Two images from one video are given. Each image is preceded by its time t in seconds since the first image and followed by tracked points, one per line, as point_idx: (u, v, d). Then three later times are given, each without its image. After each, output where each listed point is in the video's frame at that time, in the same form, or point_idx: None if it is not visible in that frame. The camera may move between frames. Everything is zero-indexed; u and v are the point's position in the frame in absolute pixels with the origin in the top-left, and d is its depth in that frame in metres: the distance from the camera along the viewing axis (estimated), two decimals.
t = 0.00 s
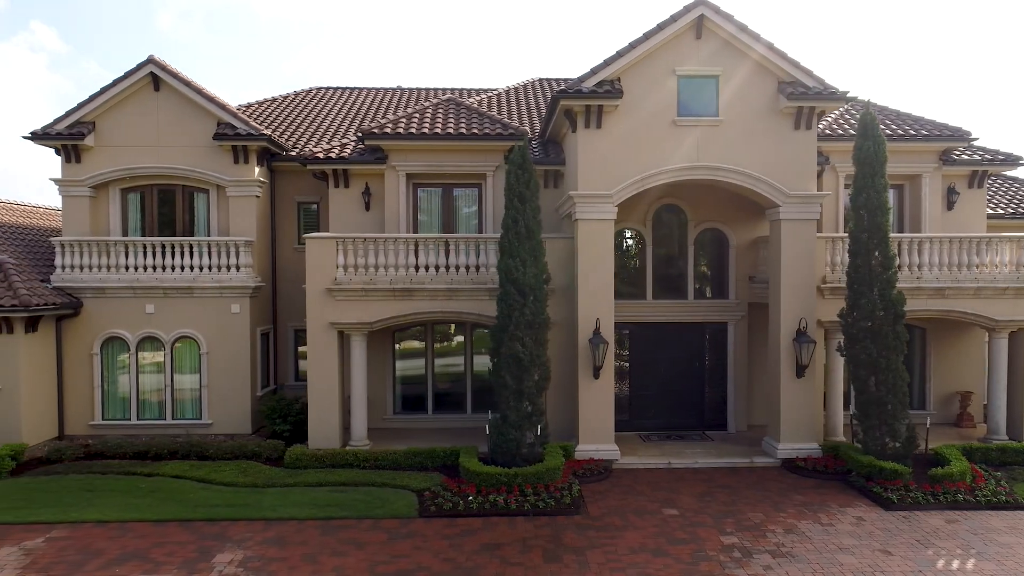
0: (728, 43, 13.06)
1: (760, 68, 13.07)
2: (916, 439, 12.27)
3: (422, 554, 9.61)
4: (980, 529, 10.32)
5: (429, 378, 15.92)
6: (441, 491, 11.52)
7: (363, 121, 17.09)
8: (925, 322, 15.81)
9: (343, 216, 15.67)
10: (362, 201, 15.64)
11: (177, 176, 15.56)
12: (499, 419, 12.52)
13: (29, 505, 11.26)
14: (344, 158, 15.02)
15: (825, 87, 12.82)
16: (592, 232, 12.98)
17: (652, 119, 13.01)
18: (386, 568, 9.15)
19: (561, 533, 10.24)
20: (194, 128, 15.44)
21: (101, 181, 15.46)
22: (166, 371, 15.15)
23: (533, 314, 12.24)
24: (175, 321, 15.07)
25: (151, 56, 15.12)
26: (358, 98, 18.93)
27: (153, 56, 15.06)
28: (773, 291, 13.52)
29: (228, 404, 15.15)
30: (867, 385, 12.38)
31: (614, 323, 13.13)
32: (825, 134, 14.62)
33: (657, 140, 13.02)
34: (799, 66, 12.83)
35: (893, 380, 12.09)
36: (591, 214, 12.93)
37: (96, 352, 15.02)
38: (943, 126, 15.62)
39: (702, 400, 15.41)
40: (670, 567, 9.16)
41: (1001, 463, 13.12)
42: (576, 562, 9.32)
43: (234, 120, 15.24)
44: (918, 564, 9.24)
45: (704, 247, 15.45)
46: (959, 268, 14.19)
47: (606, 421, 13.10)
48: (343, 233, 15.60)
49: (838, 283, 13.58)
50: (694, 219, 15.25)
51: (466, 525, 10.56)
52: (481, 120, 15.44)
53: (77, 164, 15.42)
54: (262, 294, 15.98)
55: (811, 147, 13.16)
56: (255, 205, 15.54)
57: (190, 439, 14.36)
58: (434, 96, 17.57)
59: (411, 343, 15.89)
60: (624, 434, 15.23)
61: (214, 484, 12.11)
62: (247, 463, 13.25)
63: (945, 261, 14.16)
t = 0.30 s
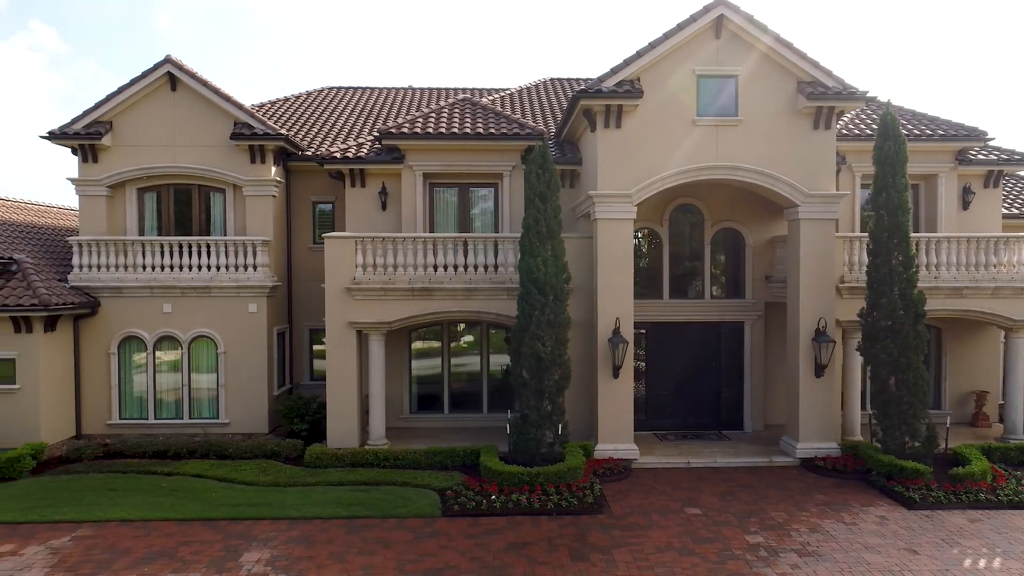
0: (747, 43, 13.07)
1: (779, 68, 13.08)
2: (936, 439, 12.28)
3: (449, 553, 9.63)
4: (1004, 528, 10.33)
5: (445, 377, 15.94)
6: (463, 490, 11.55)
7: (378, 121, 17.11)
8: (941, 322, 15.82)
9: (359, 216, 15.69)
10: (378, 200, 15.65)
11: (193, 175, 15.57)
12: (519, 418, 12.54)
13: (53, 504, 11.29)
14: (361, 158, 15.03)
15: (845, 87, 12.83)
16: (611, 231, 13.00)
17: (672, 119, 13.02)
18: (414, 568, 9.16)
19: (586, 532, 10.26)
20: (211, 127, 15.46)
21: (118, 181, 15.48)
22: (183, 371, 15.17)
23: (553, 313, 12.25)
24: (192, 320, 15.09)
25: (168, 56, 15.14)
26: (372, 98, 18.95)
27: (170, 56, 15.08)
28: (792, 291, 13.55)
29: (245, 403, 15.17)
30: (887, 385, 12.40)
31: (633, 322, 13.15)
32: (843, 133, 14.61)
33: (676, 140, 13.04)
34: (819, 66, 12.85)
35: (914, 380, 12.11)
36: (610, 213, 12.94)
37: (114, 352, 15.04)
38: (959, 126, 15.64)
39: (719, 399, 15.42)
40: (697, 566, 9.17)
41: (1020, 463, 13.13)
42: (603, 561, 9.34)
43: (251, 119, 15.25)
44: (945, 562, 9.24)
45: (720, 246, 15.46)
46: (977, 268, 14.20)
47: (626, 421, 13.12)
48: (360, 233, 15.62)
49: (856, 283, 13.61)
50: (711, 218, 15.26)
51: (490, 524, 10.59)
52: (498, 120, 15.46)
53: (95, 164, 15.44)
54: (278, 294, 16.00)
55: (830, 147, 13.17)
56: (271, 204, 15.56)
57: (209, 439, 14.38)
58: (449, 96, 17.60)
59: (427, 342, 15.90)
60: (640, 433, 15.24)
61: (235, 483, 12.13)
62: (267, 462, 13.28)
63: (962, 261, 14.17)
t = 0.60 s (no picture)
0: (765, 43, 13.11)
1: (797, 69, 13.13)
2: (955, 437, 12.32)
3: (474, 551, 9.67)
4: None
5: (461, 377, 16.00)
6: (485, 489, 11.60)
7: (393, 121, 17.16)
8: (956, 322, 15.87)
9: (375, 216, 15.73)
10: (394, 200, 15.70)
11: (210, 175, 15.61)
12: (539, 417, 12.59)
13: (76, 502, 11.34)
14: (378, 158, 15.08)
15: (863, 87, 12.86)
16: (630, 230, 13.04)
17: (690, 119, 13.07)
18: (441, 566, 9.19)
19: (610, 530, 10.30)
20: (227, 127, 15.50)
21: (135, 181, 15.53)
22: (200, 369, 15.21)
23: (573, 312, 12.30)
24: (209, 320, 15.14)
25: (185, 56, 15.18)
26: (385, 98, 19.01)
27: (187, 56, 15.12)
28: (809, 291, 13.60)
29: (261, 403, 15.22)
30: (906, 384, 12.45)
31: (652, 322, 13.19)
32: (859, 133, 14.65)
33: (695, 140, 13.08)
34: (837, 66, 12.90)
35: (932, 379, 12.15)
36: (629, 213, 12.98)
37: (132, 351, 15.08)
38: (974, 126, 15.69)
39: (735, 398, 15.47)
40: (723, 564, 9.21)
41: None
42: (629, 559, 9.38)
43: (268, 119, 15.29)
44: (970, 560, 9.28)
45: (736, 246, 15.51)
46: (993, 268, 14.24)
47: (644, 419, 13.17)
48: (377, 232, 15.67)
49: (873, 282, 13.65)
50: (727, 217, 15.31)
51: (513, 522, 10.63)
52: (514, 120, 15.51)
53: (112, 164, 15.48)
54: (294, 293, 16.04)
55: (848, 146, 13.21)
56: (288, 204, 15.60)
57: (227, 437, 14.43)
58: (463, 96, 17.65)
59: (443, 341, 15.94)
60: (656, 432, 15.30)
61: (256, 482, 12.18)
62: (287, 461, 13.34)
63: (979, 261, 14.21)
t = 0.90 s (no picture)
0: (781, 44, 13.17)
1: (814, 69, 13.19)
2: (972, 436, 12.38)
3: (499, 548, 9.73)
4: None
5: (477, 376, 16.08)
6: (506, 487, 11.67)
7: (408, 122, 17.24)
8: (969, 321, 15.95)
9: (391, 216, 15.80)
10: (410, 200, 15.77)
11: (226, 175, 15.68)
12: (557, 416, 12.66)
13: (100, 500, 11.41)
14: (394, 158, 15.15)
15: (880, 87, 12.92)
16: (647, 230, 13.11)
17: (707, 120, 13.14)
18: (467, 563, 9.26)
19: (632, 528, 10.37)
20: (243, 127, 15.56)
21: (151, 181, 15.59)
22: (217, 368, 15.28)
23: (591, 312, 12.38)
24: (227, 319, 15.21)
25: (202, 56, 15.25)
26: (398, 99, 19.09)
27: (204, 56, 15.19)
28: (825, 290, 13.67)
29: (278, 402, 15.28)
30: (922, 383, 12.51)
31: (669, 321, 13.26)
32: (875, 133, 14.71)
33: (712, 140, 13.15)
34: (853, 66, 12.96)
35: (950, 378, 12.22)
36: (646, 213, 13.05)
37: (149, 350, 15.14)
38: (987, 126, 15.76)
39: (749, 398, 15.54)
40: (747, 562, 9.27)
41: None
42: (653, 556, 9.45)
43: (285, 119, 15.35)
44: (992, 557, 9.34)
45: (750, 246, 15.58)
46: (1007, 267, 14.31)
47: (661, 419, 13.23)
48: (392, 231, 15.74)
49: (888, 282, 13.72)
50: (742, 217, 15.38)
51: (536, 520, 10.70)
52: (529, 120, 15.59)
53: (129, 164, 15.55)
54: (310, 293, 16.11)
55: (864, 146, 13.28)
56: (304, 204, 15.66)
57: (244, 436, 14.50)
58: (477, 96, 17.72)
59: (458, 340, 16.01)
60: (671, 431, 15.37)
61: (278, 481, 12.24)
62: (307, 459, 13.42)
63: (993, 260, 14.27)
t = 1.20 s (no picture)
0: (797, 44, 13.24)
1: (829, 70, 13.27)
2: (987, 435, 12.45)
3: (523, 545, 9.81)
4: None
5: (491, 375, 16.16)
6: (526, 485, 11.75)
7: (422, 122, 17.33)
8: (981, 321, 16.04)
9: (406, 216, 15.89)
10: (425, 200, 15.85)
11: (242, 175, 15.75)
12: (575, 414, 12.74)
13: (122, 498, 11.48)
14: (410, 158, 15.23)
15: (895, 88, 13.00)
16: (664, 230, 13.18)
17: (724, 120, 13.21)
18: (492, 560, 9.34)
19: (654, 526, 10.45)
20: (260, 128, 15.63)
21: (168, 181, 15.67)
22: (233, 367, 15.36)
23: (609, 311, 12.46)
24: (243, 318, 15.28)
25: (218, 57, 15.32)
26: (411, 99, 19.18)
27: (221, 57, 15.25)
28: (840, 290, 13.75)
29: (294, 401, 15.36)
30: (938, 382, 12.59)
31: (685, 320, 13.33)
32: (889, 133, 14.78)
33: (729, 141, 13.22)
34: (869, 67, 13.05)
35: (966, 377, 12.29)
36: (663, 213, 13.12)
37: (166, 349, 15.21)
38: (999, 127, 15.85)
39: (762, 397, 15.62)
40: (770, 559, 9.35)
41: None
42: (676, 553, 9.53)
43: (301, 119, 15.41)
44: (1012, 554, 9.43)
45: (764, 246, 15.65)
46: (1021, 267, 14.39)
47: (678, 417, 13.30)
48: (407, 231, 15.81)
49: (903, 281, 13.80)
50: (755, 217, 15.45)
51: (557, 517, 10.78)
52: (544, 120, 15.66)
53: (145, 164, 15.62)
54: (325, 292, 16.19)
55: (879, 146, 13.35)
56: (319, 204, 15.73)
57: (262, 435, 14.58)
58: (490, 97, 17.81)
59: (472, 340, 16.10)
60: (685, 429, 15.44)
61: (298, 479, 12.32)
62: (326, 457, 13.51)
63: (1006, 260, 14.36)
